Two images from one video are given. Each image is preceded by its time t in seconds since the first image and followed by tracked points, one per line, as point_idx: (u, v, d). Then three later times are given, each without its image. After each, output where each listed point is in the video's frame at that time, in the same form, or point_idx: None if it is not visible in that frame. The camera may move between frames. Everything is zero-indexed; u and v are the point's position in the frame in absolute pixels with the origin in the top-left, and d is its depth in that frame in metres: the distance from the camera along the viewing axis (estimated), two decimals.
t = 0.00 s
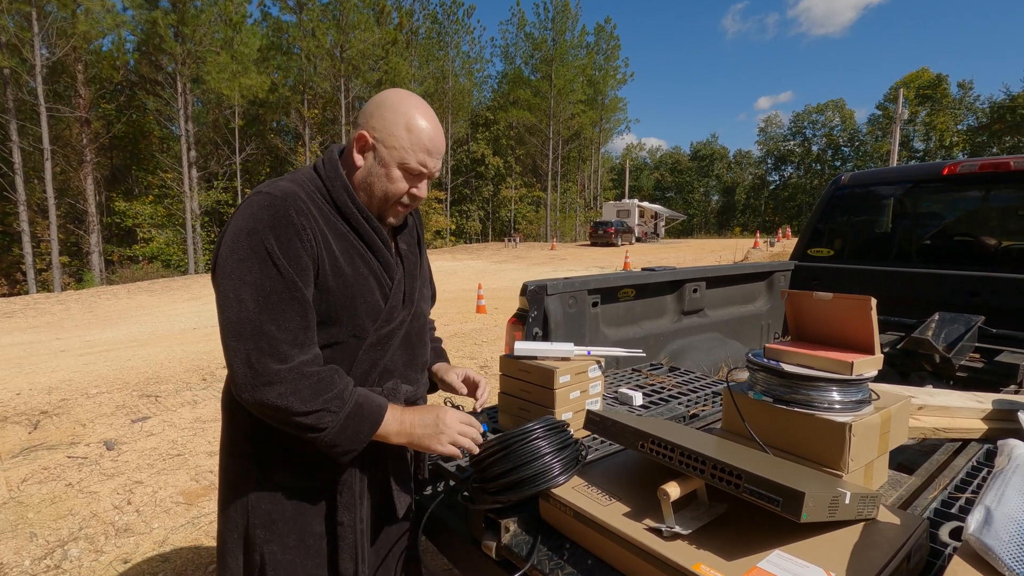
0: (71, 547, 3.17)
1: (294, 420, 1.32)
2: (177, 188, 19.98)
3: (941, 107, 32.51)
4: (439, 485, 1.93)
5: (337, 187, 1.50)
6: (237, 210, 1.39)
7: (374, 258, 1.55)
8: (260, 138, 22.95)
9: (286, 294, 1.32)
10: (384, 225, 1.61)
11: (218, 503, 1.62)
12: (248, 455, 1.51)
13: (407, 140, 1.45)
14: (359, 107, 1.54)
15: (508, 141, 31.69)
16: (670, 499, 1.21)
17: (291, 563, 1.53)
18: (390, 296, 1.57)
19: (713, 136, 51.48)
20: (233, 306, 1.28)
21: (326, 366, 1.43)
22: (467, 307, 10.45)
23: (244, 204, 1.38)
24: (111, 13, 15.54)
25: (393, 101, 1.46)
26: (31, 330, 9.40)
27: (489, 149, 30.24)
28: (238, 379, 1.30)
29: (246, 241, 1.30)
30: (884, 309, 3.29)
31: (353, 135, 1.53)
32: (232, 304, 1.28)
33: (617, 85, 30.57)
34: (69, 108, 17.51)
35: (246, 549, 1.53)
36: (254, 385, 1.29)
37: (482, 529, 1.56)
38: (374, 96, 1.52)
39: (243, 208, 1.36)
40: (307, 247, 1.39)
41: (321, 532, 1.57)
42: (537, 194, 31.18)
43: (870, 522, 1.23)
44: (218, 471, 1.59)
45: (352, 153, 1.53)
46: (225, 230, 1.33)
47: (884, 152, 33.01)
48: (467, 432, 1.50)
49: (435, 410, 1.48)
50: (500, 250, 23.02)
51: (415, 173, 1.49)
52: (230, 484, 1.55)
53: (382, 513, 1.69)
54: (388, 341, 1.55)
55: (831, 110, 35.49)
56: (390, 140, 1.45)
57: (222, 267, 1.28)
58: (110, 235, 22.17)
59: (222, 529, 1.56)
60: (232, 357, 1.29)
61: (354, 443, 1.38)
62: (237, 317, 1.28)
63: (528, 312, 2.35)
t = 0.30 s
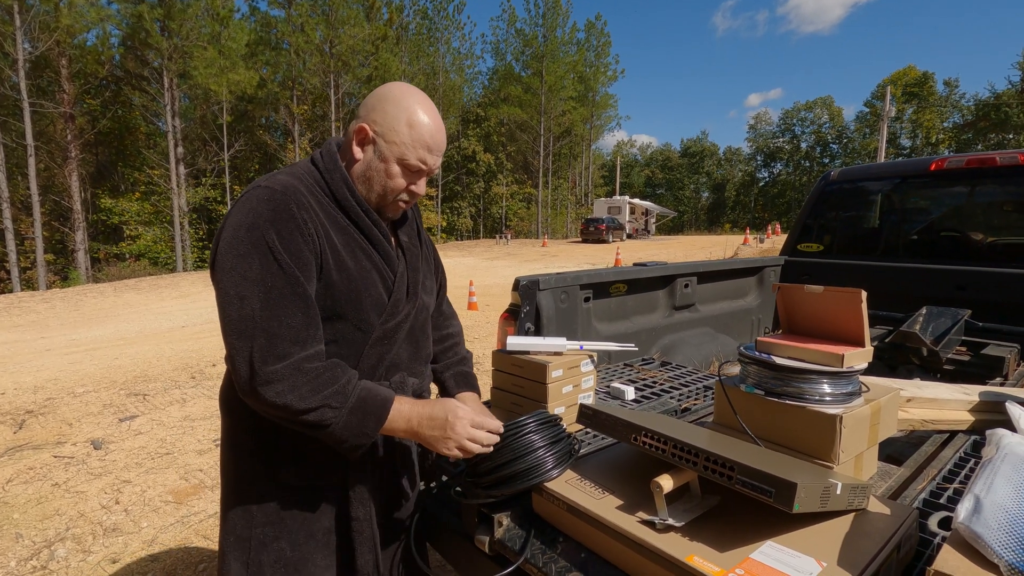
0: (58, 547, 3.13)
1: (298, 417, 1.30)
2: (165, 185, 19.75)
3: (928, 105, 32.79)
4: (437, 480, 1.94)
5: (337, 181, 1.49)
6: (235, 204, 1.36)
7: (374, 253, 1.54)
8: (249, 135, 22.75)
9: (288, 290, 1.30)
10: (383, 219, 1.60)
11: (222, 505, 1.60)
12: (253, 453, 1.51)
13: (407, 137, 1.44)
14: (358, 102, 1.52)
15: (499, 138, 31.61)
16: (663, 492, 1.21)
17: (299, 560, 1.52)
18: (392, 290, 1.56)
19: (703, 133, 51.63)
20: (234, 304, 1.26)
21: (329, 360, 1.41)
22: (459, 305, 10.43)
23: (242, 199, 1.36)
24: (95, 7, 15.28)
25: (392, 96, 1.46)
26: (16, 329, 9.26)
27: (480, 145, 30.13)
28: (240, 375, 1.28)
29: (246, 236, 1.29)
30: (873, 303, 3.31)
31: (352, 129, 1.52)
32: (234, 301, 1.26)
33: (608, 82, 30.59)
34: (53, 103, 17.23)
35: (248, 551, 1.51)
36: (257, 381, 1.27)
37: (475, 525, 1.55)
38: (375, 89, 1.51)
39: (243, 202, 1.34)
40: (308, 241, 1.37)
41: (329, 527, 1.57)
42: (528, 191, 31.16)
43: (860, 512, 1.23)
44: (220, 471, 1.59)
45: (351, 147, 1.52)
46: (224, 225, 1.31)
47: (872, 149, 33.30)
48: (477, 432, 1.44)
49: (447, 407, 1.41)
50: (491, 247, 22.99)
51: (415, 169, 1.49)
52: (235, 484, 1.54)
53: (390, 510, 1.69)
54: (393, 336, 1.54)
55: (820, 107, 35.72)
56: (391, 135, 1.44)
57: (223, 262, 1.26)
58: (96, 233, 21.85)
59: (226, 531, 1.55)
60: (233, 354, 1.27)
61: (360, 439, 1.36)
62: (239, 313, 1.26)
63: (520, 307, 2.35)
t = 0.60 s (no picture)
0: (49, 549, 3.11)
1: (305, 424, 1.31)
2: (153, 183, 19.53)
3: (915, 103, 33.11)
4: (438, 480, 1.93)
5: (333, 181, 1.50)
6: (231, 208, 1.36)
7: (373, 255, 1.54)
8: (239, 132, 22.57)
9: (289, 294, 1.30)
10: (380, 216, 1.60)
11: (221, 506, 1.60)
12: (255, 455, 1.52)
13: (397, 119, 1.45)
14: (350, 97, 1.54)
15: (491, 136, 31.57)
16: (662, 488, 1.22)
17: (298, 561, 1.52)
18: (392, 293, 1.56)
19: (694, 132, 51.80)
20: (234, 310, 1.25)
21: (333, 366, 1.41)
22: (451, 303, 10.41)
23: (239, 202, 1.36)
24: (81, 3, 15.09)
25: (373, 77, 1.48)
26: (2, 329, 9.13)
27: (472, 143, 30.06)
28: (245, 381, 1.29)
29: (244, 241, 1.28)
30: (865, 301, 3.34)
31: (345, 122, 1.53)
32: (235, 307, 1.25)
33: (599, 80, 30.65)
34: (39, 100, 16.99)
35: (249, 552, 1.51)
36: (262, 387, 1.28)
37: (474, 522, 1.55)
38: (366, 83, 1.52)
39: (240, 205, 1.33)
40: (307, 243, 1.38)
41: (330, 529, 1.56)
42: (520, 189, 31.16)
43: (854, 506, 1.25)
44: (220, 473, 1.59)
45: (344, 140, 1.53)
46: (221, 229, 1.31)
47: (861, 147, 33.59)
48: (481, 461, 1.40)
49: (453, 424, 1.40)
50: (483, 245, 22.95)
51: (407, 157, 1.49)
52: (236, 488, 1.54)
53: (390, 512, 1.69)
54: (392, 339, 1.54)
55: (809, 105, 35.98)
56: (377, 116, 1.46)
57: (222, 269, 1.26)
58: (83, 231, 21.56)
59: (227, 532, 1.55)
60: (237, 360, 1.27)
61: (365, 444, 1.36)
62: (241, 320, 1.26)
63: (516, 306, 2.36)
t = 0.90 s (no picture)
0: (34, 553, 3.06)
1: (310, 422, 1.28)
2: (142, 183, 19.32)
3: (904, 104, 33.39)
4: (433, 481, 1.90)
5: (321, 176, 1.48)
6: (222, 203, 1.34)
7: (363, 251, 1.52)
8: (229, 132, 22.39)
9: (286, 288, 1.28)
10: (369, 211, 1.58)
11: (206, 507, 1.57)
12: (241, 455, 1.49)
13: (383, 109, 1.42)
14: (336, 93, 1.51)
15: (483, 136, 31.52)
16: (655, 487, 1.21)
17: (282, 563, 1.49)
18: (381, 292, 1.54)
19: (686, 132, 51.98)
20: (232, 305, 1.23)
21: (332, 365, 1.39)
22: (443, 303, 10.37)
23: (229, 197, 1.33)
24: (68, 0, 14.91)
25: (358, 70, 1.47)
26: None
27: (464, 143, 29.97)
28: (247, 379, 1.26)
29: (238, 236, 1.25)
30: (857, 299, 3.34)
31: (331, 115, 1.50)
32: (232, 303, 1.23)
33: (591, 79, 30.70)
34: (24, 99, 16.72)
35: (233, 554, 1.49)
36: (264, 385, 1.26)
37: (466, 523, 1.53)
38: (353, 77, 1.50)
39: (230, 202, 1.31)
40: (300, 238, 1.36)
41: (316, 531, 1.54)
42: (512, 188, 31.11)
43: (847, 504, 1.24)
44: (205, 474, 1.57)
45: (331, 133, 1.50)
46: (213, 224, 1.28)
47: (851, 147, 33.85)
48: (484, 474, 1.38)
49: (460, 436, 1.39)
50: (476, 245, 22.90)
51: (396, 147, 1.46)
52: (223, 491, 1.51)
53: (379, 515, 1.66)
54: (383, 339, 1.52)
55: (800, 105, 36.20)
56: (362, 108, 1.43)
57: (217, 264, 1.23)
58: (70, 232, 21.27)
59: (211, 533, 1.52)
60: (239, 356, 1.25)
61: (371, 449, 1.34)
62: (239, 316, 1.23)
63: (508, 304, 2.34)
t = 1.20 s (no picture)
0: (22, 559, 3.03)
1: (310, 416, 1.28)
2: (131, 184, 19.17)
3: (893, 105, 33.72)
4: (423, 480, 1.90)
5: (319, 176, 1.48)
6: (219, 198, 1.33)
7: (359, 251, 1.52)
8: (220, 132, 22.27)
9: (285, 283, 1.28)
10: (365, 214, 1.58)
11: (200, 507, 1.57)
12: (236, 455, 1.49)
13: (388, 120, 1.43)
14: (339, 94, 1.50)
15: (476, 136, 31.52)
16: (647, 486, 1.21)
17: (277, 564, 1.49)
18: (376, 292, 1.54)
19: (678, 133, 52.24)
20: (231, 300, 1.23)
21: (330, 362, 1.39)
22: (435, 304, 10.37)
23: (227, 193, 1.33)
24: None
25: (367, 81, 1.45)
26: None
27: (457, 143, 29.94)
28: (246, 373, 1.25)
29: (237, 232, 1.26)
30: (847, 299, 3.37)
31: (333, 119, 1.49)
32: (231, 297, 1.23)
33: (583, 80, 30.81)
34: (11, 99, 16.49)
35: (228, 555, 1.48)
36: (262, 380, 1.25)
37: (458, 524, 1.53)
38: (356, 79, 1.49)
39: (229, 196, 1.31)
40: (298, 234, 1.36)
41: (311, 532, 1.54)
42: (505, 189, 31.14)
43: (835, 502, 1.26)
44: (199, 475, 1.56)
45: (332, 137, 1.50)
46: (211, 218, 1.28)
47: (841, 148, 34.14)
48: (487, 459, 1.43)
49: (458, 427, 1.42)
50: (469, 245, 22.89)
51: (400, 156, 1.47)
52: (218, 493, 1.51)
53: (373, 515, 1.65)
54: (376, 339, 1.52)
55: (790, 107, 36.47)
56: (369, 119, 1.43)
57: (215, 259, 1.23)
58: (59, 233, 21.04)
59: (205, 534, 1.51)
60: (238, 351, 1.24)
61: (373, 443, 1.34)
62: (238, 311, 1.23)
63: (500, 306, 2.35)
